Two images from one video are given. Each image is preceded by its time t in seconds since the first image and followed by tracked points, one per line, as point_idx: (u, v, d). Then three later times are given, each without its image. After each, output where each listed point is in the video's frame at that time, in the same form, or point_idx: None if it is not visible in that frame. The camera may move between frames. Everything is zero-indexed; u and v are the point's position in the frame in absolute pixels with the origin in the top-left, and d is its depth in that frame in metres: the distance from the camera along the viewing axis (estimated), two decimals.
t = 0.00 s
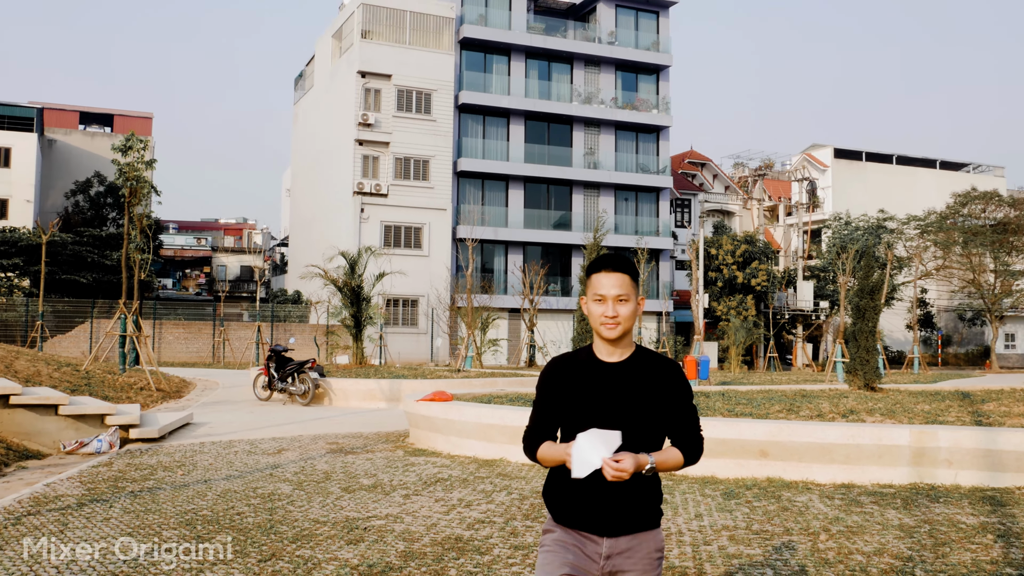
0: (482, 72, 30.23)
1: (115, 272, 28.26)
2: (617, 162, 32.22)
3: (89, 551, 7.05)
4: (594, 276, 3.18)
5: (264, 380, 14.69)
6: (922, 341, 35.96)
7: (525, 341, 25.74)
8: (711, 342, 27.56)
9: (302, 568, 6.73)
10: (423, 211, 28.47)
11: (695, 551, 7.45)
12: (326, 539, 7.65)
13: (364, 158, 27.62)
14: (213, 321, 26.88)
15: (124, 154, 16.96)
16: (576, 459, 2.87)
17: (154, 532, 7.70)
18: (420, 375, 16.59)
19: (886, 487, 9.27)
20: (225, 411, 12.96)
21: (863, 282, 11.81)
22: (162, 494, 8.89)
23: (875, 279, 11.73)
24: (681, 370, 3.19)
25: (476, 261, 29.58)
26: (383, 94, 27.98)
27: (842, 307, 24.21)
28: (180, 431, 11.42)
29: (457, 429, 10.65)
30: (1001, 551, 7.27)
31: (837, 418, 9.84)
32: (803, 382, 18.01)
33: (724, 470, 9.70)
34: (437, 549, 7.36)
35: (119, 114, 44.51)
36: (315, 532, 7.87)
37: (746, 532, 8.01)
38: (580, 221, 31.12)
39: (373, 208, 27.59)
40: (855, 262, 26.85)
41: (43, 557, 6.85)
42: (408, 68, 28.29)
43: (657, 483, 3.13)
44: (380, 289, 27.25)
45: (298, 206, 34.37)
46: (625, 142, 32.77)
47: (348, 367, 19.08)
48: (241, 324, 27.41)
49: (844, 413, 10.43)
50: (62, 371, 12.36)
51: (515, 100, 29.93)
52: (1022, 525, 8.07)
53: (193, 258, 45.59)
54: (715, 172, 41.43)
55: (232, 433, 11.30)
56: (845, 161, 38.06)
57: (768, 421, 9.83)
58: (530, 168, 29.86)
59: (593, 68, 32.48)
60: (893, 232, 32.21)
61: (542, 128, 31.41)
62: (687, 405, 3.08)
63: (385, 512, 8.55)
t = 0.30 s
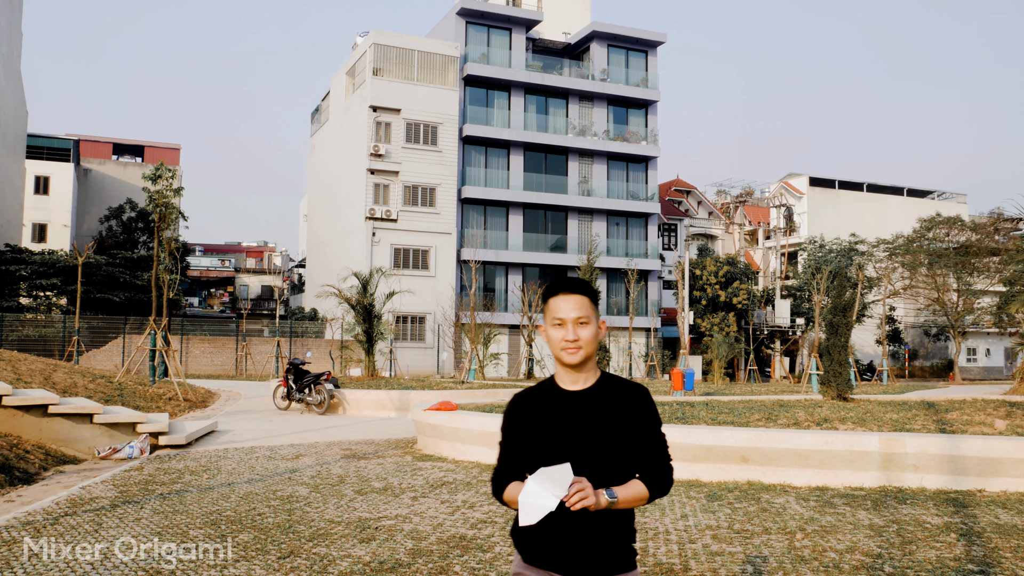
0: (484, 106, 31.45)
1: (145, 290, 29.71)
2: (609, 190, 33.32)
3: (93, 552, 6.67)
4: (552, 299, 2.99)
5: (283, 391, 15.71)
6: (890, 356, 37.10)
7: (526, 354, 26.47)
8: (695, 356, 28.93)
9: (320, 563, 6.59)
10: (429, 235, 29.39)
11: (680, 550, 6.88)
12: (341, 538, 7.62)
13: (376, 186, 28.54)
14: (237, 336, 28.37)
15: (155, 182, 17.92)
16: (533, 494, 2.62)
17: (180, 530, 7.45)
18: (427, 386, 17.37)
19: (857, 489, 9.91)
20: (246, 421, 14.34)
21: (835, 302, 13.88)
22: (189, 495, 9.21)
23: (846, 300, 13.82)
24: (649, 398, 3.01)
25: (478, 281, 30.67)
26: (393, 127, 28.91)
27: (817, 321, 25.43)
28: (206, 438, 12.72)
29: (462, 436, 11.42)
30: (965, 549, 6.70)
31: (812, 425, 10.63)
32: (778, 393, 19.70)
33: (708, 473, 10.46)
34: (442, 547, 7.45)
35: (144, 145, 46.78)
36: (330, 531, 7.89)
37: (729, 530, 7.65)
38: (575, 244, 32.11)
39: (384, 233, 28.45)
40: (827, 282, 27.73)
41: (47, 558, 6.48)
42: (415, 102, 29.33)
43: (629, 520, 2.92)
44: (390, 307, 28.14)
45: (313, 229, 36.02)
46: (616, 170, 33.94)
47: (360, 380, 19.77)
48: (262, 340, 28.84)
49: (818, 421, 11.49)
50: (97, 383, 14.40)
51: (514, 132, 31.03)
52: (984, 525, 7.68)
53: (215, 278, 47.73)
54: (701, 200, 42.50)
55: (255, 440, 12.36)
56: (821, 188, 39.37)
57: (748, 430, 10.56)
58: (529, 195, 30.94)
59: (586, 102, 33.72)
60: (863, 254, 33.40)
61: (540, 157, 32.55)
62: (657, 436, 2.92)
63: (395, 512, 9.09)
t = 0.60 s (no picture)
0: (484, 105, 31.45)
1: (145, 291, 29.72)
2: (609, 190, 33.34)
3: (93, 551, 6.67)
4: (526, 279, 2.86)
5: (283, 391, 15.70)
6: (889, 355, 37.02)
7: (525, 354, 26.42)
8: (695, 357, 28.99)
9: (319, 563, 6.57)
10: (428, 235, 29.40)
11: (680, 550, 6.87)
12: (340, 538, 7.59)
13: (375, 186, 28.55)
14: (236, 336, 28.39)
15: (155, 182, 17.91)
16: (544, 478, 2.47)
17: (180, 531, 7.43)
18: (427, 386, 17.36)
19: (857, 489, 9.86)
20: (246, 420, 14.39)
21: (835, 302, 13.87)
22: (189, 495, 9.19)
23: (846, 300, 13.84)
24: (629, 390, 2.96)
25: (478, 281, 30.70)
26: (393, 127, 28.93)
27: (818, 321, 25.44)
28: (206, 438, 12.76)
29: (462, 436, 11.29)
30: (965, 550, 6.70)
31: (812, 425, 10.69)
32: (778, 393, 19.77)
33: (708, 474, 10.43)
34: (442, 547, 7.42)
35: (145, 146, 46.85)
36: (330, 531, 7.87)
37: (729, 530, 7.61)
38: (575, 244, 32.15)
39: (384, 233, 28.49)
40: (825, 279, 27.54)
41: (47, 557, 6.48)
42: (415, 102, 29.32)
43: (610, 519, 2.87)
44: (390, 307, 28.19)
45: (313, 229, 36.09)
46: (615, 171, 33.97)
47: (360, 379, 19.82)
48: (261, 340, 28.88)
49: (818, 421, 11.55)
50: (97, 383, 14.41)
51: (514, 132, 31.11)
52: (984, 525, 7.68)
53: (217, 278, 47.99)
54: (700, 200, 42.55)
55: (255, 440, 12.39)
56: (821, 188, 39.47)
57: (748, 430, 10.53)
58: (529, 195, 30.97)
59: (586, 102, 33.79)
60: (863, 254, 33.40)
61: (540, 157, 32.58)
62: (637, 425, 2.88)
63: (395, 512, 9.05)
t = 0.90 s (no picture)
0: (484, 106, 31.49)
1: (146, 291, 29.75)
2: (609, 190, 33.33)
3: (93, 552, 6.66)
4: (523, 279, 2.57)
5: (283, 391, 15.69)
6: (888, 355, 37.09)
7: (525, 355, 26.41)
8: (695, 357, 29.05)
9: (319, 564, 6.55)
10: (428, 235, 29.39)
11: (680, 550, 6.87)
12: (340, 539, 7.58)
13: (376, 186, 28.55)
14: (236, 336, 28.42)
15: (155, 182, 17.95)
16: (587, 497, 2.10)
17: (180, 531, 7.43)
18: (427, 386, 17.36)
19: (857, 490, 9.84)
20: (246, 420, 14.40)
21: (835, 302, 13.85)
22: (188, 496, 9.17)
23: (846, 300, 13.85)
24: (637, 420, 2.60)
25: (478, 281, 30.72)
26: (393, 127, 28.90)
27: (818, 320, 25.45)
28: (205, 438, 12.74)
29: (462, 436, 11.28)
30: (965, 550, 6.71)
31: (812, 425, 10.70)
32: (778, 393, 19.82)
33: (708, 474, 10.41)
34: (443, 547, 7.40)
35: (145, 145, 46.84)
36: (330, 531, 7.86)
37: (729, 531, 7.60)
38: (575, 244, 32.16)
39: (384, 233, 28.51)
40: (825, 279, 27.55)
41: (47, 558, 6.48)
42: (415, 102, 29.28)
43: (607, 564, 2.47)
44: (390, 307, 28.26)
45: (313, 230, 36.13)
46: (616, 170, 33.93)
47: (360, 379, 19.84)
48: (261, 340, 28.95)
49: (818, 421, 11.58)
50: (97, 383, 14.43)
51: (515, 132, 31.08)
52: (984, 525, 7.68)
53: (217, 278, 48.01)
54: (700, 200, 42.57)
55: (255, 441, 12.37)
56: (820, 188, 39.55)
57: (748, 430, 10.51)
58: (529, 195, 30.97)
59: (586, 102, 33.78)
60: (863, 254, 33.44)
61: (540, 157, 32.55)
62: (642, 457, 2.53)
63: (395, 512, 9.01)
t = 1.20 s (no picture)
0: (484, 106, 31.50)
1: (145, 291, 29.75)
2: (609, 190, 33.34)
3: (93, 552, 6.66)
4: (500, 257, 2.45)
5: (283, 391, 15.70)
6: (888, 355, 37.08)
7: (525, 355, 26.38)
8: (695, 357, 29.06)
9: (319, 563, 6.55)
10: (428, 235, 29.39)
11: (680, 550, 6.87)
12: (340, 538, 7.57)
13: (376, 185, 28.56)
14: (236, 336, 28.43)
15: (155, 182, 17.94)
16: (608, 454, 1.84)
17: (180, 531, 7.43)
18: (427, 386, 17.38)
19: (857, 489, 9.82)
20: (247, 420, 14.42)
21: (835, 302, 13.83)
22: (188, 496, 9.16)
23: (846, 300, 13.86)
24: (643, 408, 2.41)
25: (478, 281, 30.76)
26: (393, 127, 28.91)
27: (819, 321, 25.43)
28: (206, 438, 12.76)
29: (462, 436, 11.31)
30: (965, 550, 6.70)
31: (812, 425, 10.71)
32: (778, 393, 19.86)
33: (708, 474, 10.33)
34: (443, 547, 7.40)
35: (145, 145, 46.82)
36: (330, 531, 7.85)
37: (729, 531, 7.60)
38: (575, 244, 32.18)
39: (384, 233, 28.51)
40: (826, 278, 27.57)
41: (47, 557, 6.48)
42: (415, 101, 29.28)
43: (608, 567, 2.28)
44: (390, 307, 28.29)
45: (313, 230, 36.15)
46: (616, 170, 33.94)
47: (360, 380, 19.85)
48: (261, 340, 28.97)
49: (818, 420, 11.61)
50: (97, 383, 14.45)
51: (515, 132, 31.07)
52: (984, 525, 7.68)
53: (217, 278, 48.05)
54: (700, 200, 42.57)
55: (255, 441, 12.38)
56: (821, 188, 39.56)
57: (748, 430, 10.51)
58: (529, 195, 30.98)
59: (586, 103, 33.77)
60: (864, 254, 33.40)
61: (540, 157, 32.55)
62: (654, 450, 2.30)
63: (395, 512, 8.99)
